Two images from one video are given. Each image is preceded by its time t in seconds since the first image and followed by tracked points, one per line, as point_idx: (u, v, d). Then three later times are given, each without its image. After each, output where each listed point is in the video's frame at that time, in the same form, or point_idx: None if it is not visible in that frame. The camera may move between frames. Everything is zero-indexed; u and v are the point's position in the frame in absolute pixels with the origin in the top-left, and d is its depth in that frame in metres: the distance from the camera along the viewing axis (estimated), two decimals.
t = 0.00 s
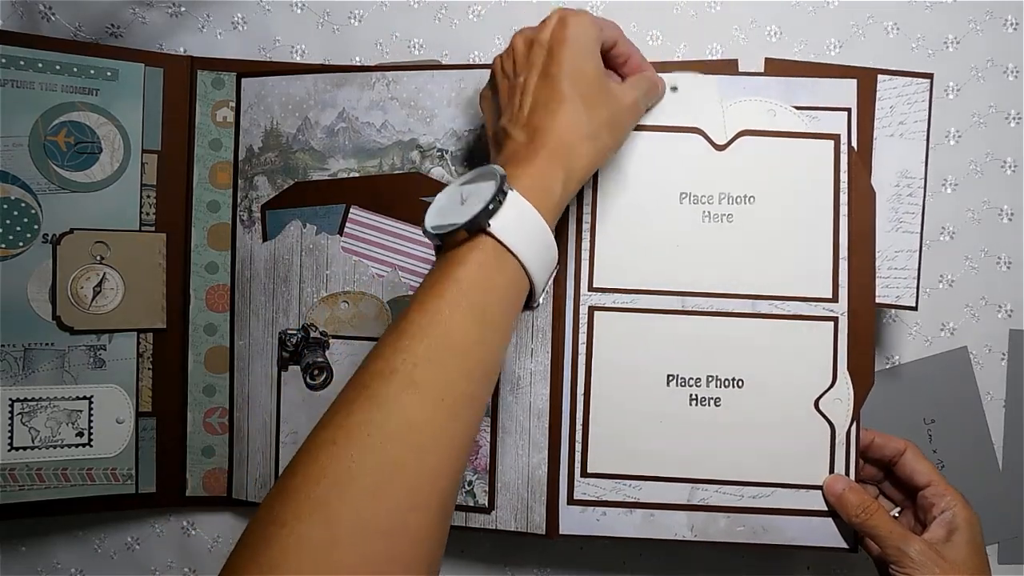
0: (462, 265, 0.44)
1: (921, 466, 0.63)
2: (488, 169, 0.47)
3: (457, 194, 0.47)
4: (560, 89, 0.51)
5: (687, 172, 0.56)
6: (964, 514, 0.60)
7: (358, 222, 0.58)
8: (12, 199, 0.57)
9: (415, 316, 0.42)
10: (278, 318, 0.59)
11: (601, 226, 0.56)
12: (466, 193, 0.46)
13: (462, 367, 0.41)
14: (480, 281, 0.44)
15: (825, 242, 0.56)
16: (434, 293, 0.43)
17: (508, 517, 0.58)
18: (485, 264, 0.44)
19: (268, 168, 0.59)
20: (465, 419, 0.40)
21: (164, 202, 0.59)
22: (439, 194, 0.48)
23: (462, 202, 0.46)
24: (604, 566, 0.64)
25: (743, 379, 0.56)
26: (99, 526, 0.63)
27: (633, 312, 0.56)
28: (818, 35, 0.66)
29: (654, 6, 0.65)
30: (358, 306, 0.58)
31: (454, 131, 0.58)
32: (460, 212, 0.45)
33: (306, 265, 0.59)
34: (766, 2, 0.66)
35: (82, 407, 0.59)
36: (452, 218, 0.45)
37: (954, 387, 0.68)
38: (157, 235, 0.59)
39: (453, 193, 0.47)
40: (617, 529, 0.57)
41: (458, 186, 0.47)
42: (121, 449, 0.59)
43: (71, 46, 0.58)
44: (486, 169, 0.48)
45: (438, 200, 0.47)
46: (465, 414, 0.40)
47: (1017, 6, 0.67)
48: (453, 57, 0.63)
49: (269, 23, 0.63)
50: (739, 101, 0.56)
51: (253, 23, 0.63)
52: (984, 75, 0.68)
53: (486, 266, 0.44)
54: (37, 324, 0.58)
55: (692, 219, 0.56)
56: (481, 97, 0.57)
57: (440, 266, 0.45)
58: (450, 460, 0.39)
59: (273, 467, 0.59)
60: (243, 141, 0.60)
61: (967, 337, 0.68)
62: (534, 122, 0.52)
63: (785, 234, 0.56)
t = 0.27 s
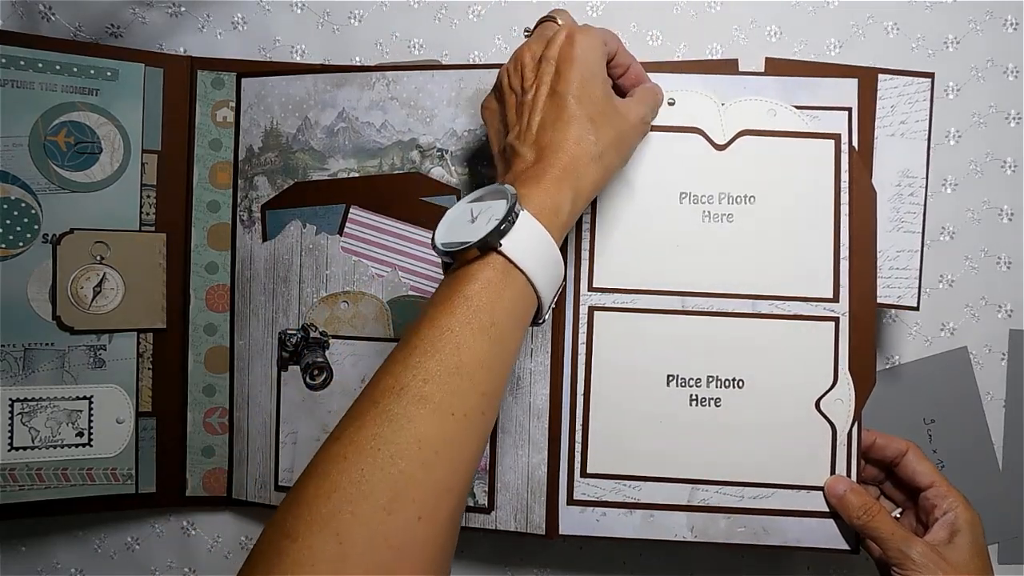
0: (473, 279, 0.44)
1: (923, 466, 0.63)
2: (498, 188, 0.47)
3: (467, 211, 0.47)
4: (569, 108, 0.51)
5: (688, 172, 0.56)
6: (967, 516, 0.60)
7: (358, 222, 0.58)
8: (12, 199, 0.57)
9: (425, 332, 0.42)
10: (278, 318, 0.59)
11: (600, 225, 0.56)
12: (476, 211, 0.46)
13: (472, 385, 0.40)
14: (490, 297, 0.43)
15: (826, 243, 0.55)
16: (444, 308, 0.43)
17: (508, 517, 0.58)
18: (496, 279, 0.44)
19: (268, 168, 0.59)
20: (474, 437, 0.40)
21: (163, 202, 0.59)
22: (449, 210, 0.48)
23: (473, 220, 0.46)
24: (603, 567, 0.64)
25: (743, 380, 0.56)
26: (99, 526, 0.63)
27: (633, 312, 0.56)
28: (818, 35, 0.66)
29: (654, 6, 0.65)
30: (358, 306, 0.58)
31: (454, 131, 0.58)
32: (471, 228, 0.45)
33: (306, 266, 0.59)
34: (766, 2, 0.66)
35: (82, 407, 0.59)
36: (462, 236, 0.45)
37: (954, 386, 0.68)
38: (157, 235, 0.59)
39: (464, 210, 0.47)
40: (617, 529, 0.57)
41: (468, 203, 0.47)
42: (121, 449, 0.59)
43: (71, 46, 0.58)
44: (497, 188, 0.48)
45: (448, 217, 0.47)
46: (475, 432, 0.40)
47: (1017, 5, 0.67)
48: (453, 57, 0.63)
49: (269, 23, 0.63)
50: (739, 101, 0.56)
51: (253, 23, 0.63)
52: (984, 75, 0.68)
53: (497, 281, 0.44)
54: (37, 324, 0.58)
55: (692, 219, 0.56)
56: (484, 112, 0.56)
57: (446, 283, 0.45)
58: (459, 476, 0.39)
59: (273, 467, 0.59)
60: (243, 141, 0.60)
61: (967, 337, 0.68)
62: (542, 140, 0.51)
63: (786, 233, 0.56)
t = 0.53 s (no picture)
0: (476, 283, 0.44)
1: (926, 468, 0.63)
2: (501, 195, 0.48)
3: (471, 218, 0.47)
4: (568, 114, 0.51)
5: (688, 172, 0.56)
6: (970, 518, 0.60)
7: (358, 222, 0.58)
8: (12, 199, 0.57)
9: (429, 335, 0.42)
10: (278, 318, 0.59)
11: (600, 225, 0.56)
12: (479, 217, 0.46)
13: (478, 390, 0.40)
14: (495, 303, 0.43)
15: (826, 242, 0.55)
16: (447, 312, 0.43)
17: (508, 517, 0.58)
18: (499, 283, 0.44)
19: (268, 168, 0.59)
20: (479, 442, 0.40)
21: (163, 201, 0.59)
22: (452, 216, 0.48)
23: (476, 226, 0.46)
24: (603, 567, 0.64)
25: (744, 380, 0.56)
26: (98, 526, 0.63)
27: (633, 312, 0.56)
28: (818, 36, 0.66)
29: (654, 6, 0.65)
30: (358, 306, 0.58)
31: (454, 131, 0.57)
32: (474, 234, 0.45)
33: (306, 266, 0.59)
34: (766, 2, 0.66)
35: (82, 407, 0.59)
36: (466, 241, 0.45)
37: (954, 386, 0.68)
38: (157, 235, 0.59)
39: (467, 217, 0.47)
40: (617, 530, 0.57)
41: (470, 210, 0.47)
42: (121, 449, 0.59)
43: (71, 46, 0.58)
44: (499, 194, 0.48)
45: (451, 223, 0.47)
46: (479, 437, 0.40)
47: (1017, 6, 0.67)
48: (453, 57, 0.63)
49: (269, 23, 0.63)
50: (739, 101, 0.56)
51: (253, 23, 0.63)
52: (984, 75, 0.68)
53: (499, 285, 0.44)
54: (37, 324, 0.58)
55: (692, 219, 0.56)
56: (482, 118, 0.55)
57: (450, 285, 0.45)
58: (463, 481, 0.39)
59: (273, 467, 0.59)
60: (243, 141, 0.60)
61: (967, 337, 0.68)
62: (541, 148, 0.51)
63: (786, 232, 0.56)
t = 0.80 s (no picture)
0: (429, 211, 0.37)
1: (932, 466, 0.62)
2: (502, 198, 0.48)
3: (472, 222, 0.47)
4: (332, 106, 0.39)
5: (687, 172, 0.56)
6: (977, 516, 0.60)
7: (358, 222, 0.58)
8: (13, 199, 0.57)
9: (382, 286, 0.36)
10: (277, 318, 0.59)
11: (600, 225, 0.56)
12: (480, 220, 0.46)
13: (440, 337, 0.35)
14: (441, 227, 0.36)
15: (826, 242, 0.55)
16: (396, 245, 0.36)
17: (507, 518, 0.58)
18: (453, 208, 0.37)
19: (267, 168, 0.59)
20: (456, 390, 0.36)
21: (163, 202, 0.60)
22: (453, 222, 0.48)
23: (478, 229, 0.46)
24: (603, 567, 0.64)
25: (744, 381, 0.56)
26: (99, 526, 0.63)
27: (633, 312, 0.56)
28: (818, 35, 0.66)
29: (654, 6, 0.65)
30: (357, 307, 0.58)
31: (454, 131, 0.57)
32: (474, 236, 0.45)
33: (305, 266, 0.59)
34: (766, 2, 0.66)
35: (83, 407, 0.59)
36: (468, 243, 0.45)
37: (954, 386, 0.68)
38: (157, 235, 0.59)
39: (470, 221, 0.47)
40: (616, 532, 0.57)
41: (419, 154, 0.41)
42: (121, 449, 0.59)
43: (71, 46, 0.58)
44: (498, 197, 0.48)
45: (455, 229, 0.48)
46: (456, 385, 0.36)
47: (1017, 6, 0.67)
48: (452, 57, 0.63)
49: (268, 23, 0.63)
50: (740, 99, 0.56)
51: (253, 23, 0.63)
52: (984, 75, 0.68)
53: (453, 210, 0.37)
54: (38, 324, 0.58)
55: (692, 219, 0.56)
56: (335, 82, 0.41)
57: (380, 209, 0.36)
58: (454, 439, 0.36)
59: (273, 467, 0.59)
60: (243, 141, 0.60)
61: (967, 337, 0.68)
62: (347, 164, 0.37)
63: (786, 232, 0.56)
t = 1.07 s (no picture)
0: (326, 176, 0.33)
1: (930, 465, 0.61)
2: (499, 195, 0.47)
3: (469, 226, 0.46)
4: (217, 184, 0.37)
5: (687, 172, 0.56)
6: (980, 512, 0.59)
7: (358, 222, 0.58)
8: (13, 199, 0.57)
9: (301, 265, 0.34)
10: (277, 318, 0.59)
11: (599, 224, 0.56)
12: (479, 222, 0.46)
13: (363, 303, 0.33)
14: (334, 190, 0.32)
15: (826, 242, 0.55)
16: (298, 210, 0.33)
17: (506, 518, 0.57)
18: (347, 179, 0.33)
19: (268, 168, 0.59)
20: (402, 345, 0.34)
21: (163, 202, 0.60)
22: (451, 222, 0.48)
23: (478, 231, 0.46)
24: (603, 567, 0.64)
25: (744, 381, 0.56)
26: (99, 526, 0.63)
27: (633, 312, 0.56)
28: (818, 35, 0.66)
29: (654, 5, 0.65)
30: (357, 306, 0.58)
31: (454, 131, 0.57)
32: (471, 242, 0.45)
33: (305, 265, 0.59)
34: (766, 2, 0.66)
35: (83, 407, 0.59)
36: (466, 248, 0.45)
37: (953, 386, 0.68)
38: (157, 235, 0.59)
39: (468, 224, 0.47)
40: (616, 531, 0.57)
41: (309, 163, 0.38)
42: (121, 449, 0.59)
43: (71, 46, 0.58)
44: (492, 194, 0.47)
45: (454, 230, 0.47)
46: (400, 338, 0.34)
47: (1017, 5, 0.67)
48: (452, 57, 0.63)
49: (268, 23, 0.63)
50: (740, 98, 0.56)
51: (253, 23, 0.63)
52: (984, 75, 0.67)
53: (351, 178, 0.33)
54: (38, 324, 0.58)
55: (692, 219, 0.56)
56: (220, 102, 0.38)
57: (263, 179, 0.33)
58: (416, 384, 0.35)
59: (272, 467, 0.60)
60: (243, 141, 0.60)
61: (967, 337, 0.68)
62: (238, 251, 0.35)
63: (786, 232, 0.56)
